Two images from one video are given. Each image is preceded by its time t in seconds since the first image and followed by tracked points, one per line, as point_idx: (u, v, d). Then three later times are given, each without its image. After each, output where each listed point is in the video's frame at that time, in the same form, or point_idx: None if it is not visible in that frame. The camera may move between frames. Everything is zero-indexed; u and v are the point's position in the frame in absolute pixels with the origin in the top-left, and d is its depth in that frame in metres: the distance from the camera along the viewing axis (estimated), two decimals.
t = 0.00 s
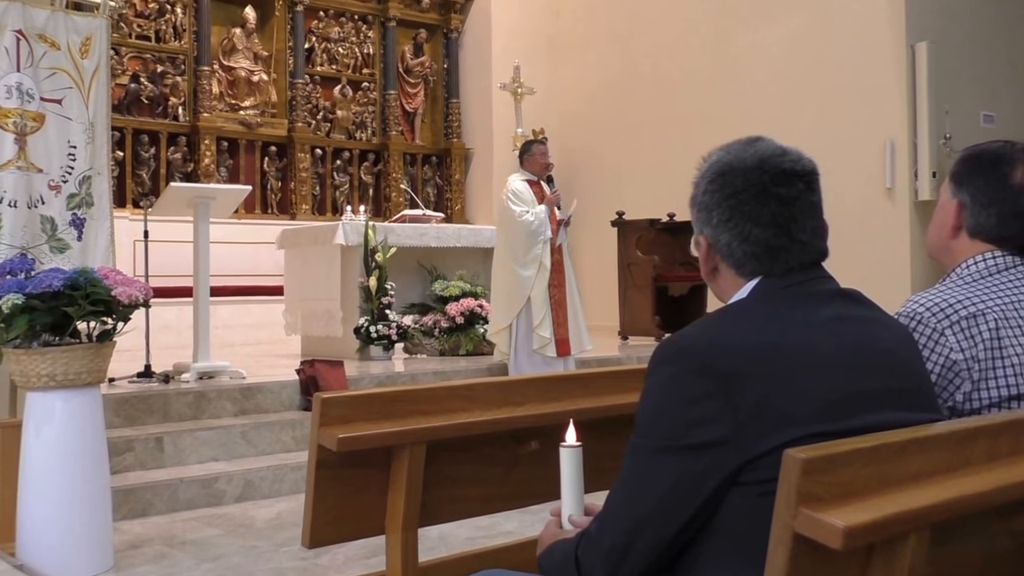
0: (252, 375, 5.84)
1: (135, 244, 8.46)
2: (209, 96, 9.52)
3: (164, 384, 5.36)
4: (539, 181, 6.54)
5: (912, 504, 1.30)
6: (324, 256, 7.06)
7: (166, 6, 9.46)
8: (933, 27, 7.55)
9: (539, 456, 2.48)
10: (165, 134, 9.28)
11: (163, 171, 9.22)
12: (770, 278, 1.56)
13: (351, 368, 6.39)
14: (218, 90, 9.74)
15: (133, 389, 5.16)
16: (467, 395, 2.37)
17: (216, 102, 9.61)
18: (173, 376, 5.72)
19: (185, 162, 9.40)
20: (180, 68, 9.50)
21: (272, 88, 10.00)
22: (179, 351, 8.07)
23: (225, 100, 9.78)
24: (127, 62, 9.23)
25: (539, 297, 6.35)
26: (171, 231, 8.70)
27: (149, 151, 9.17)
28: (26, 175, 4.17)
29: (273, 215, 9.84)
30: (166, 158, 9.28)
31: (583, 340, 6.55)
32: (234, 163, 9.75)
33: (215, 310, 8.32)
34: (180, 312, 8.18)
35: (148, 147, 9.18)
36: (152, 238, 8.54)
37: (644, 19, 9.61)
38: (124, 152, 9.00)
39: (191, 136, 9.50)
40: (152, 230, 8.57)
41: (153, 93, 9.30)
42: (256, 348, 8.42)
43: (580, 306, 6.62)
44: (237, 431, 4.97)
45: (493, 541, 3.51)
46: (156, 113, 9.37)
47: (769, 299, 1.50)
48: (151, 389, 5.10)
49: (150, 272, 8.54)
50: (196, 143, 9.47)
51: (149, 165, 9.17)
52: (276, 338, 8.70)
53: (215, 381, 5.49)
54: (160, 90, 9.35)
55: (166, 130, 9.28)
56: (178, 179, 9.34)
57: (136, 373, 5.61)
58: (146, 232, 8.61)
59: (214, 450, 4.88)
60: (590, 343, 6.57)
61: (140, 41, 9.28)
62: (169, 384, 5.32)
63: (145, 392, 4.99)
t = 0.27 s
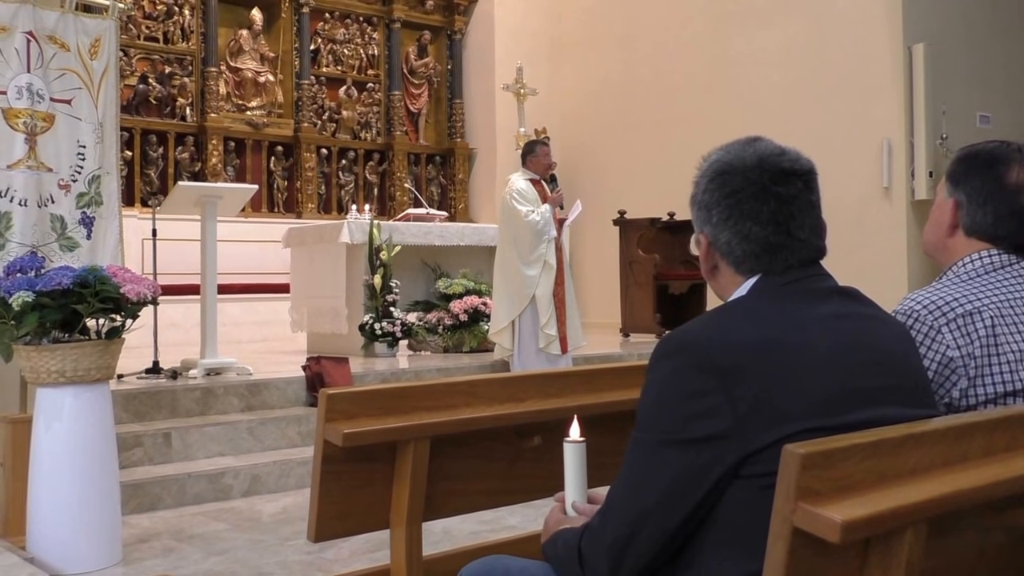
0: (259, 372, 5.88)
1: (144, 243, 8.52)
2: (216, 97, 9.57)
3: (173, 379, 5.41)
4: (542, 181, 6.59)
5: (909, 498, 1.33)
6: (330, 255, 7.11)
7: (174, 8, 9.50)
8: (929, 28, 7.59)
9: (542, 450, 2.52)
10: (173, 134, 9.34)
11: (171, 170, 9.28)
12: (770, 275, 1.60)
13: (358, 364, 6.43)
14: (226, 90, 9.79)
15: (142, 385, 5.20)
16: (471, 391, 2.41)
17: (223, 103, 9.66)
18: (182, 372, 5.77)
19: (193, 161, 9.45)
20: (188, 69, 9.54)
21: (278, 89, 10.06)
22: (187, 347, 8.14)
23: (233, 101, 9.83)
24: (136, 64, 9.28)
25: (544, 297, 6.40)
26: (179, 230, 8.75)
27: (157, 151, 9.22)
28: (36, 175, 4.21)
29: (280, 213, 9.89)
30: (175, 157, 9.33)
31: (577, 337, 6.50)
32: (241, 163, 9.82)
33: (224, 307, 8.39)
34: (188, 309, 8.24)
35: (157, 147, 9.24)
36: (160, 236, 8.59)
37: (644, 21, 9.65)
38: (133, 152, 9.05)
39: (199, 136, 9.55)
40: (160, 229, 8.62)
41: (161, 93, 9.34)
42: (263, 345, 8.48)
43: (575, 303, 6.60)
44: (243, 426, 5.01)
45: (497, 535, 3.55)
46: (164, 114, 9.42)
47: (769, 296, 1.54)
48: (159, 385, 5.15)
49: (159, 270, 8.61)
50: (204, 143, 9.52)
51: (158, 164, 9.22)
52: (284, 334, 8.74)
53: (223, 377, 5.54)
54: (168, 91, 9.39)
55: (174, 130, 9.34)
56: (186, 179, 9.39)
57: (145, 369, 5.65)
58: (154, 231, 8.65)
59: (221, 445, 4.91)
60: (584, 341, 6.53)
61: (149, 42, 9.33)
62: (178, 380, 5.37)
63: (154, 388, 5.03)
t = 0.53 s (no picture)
0: (264, 370, 5.90)
1: (149, 241, 8.54)
2: (221, 96, 9.60)
3: (178, 376, 5.43)
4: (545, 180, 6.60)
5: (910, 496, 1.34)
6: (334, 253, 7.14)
7: (180, 8, 9.54)
8: (930, 28, 7.60)
9: (545, 446, 2.53)
10: (178, 133, 9.36)
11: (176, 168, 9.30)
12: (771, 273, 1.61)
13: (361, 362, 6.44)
14: (231, 90, 9.82)
15: (148, 382, 5.22)
16: (475, 388, 2.42)
17: (228, 102, 9.70)
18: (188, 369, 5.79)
19: (199, 160, 9.47)
20: (193, 69, 9.59)
21: (283, 88, 10.09)
22: (192, 345, 8.17)
23: (238, 100, 9.86)
24: (141, 63, 9.31)
25: (546, 295, 6.43)
26: (184, 228, 8.76)
27: (162, 150, 9.24)
28: (42, 173, 4.22)
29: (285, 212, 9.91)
30: (180, 156, 9.36)
31: (578, 336, 6.64)
32: (245, 162, 9.84)
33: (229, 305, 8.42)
34: (193, 307, 8.27)
35: (162, 146, 9.26)
36: (165, 234, 8.60)
37: (645, 21, 9.66)
38: (139, 151, 9.08)
39: (204, 135, 9.57)
40: (165, 227, 8.64)
41: (166, 93, 9.37)
42: (268, 343, 8.52)
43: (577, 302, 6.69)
44: (249, 423, 5.03)
45: (500, 531, 3.56)
46: (169, 113, 9.45)
47: (770, 294, 1.55)
48: (165, 382, 5.16)
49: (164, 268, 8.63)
50: (209, 142, 9.54)
51: (163, 163, 9.24)
52: (286, 334, 8.77)
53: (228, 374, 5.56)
54: (173, 90, 9.42)
55: (179, 130, 9.36)
56: (192, 177, 9.41)
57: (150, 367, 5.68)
58: (160, 229, 8.66)
59: (226, 442, 4.93)
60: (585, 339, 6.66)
61: (154, 42, 9.37)
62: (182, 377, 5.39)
63: (160, 385, 5.05)
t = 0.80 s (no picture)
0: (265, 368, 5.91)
1: (151, 240, 8.55)
2: (223, 95, 9.61)
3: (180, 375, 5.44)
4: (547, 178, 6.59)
5: (909, 494, 1.35)
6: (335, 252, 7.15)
7: (181, 8, 9.56)
8: (929, 28, 7.61)
9: (546, 444, 2.54)
10: (179, 133, 9.36)
11: (178, 168, 9.32)
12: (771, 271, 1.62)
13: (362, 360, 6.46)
14: (232, 90, 9.83)
15: (149, 380, 5.24)
16: (476, 386, 2.43)
17: (229, 102, 9.71)
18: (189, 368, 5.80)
19: (201, 160, 9.49)
20: (194, 69, 9.61)
21: (284, 88, 10.09)
22: (194, 343, 8.19)
23: (239, 100, 9.86)
24: (143, 63, 9.32)
25: (545, 293, 6.45)
26: (186, 228, 8.77)
27: (164, 149, 9.26)
28: (44, 173, 4.23)
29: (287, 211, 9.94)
30: (182, 156, 9.38)
31: (580, 336, 6.62)
32: (247, 162, 9.86)
33: (231, 303, 8.45)
34: (194, 306, 8.30)
35: (164, 145, 9.28)
36: (167, 234, 8.62)
37: (645, 20, 9.67)
38: (141, 150, 9.09)
39: (206, 134, 9.58)
40: (167, 226, 8.65)
41: (168, 92, 9.38)
42: (269, 341, 8.55)
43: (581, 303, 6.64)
44: (251, 422, 5.04)
45: (501, 529, 3.57)
46: (171, 113, 9.45)
47: (770, 292, 1.56)
48: (167, 380, 5.18)
49: (166, 267, 8.65)
50: (210, 142, 9.55)
51: (165, 163, 9.26)
52: (287, 332, 8.79)
53: (230, 373, 5.57)
54: (174, 90, 9.43)
55: (181, 129, 9.37)
56: (193, 177, 9.43)
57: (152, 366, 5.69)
58: (161, 228, 8.68)
59: (228, 440, 4.94)
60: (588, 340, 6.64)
61: (156, 41, 9.38)
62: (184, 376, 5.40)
63: (162, 384, 5.06)
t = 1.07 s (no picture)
0: (264, 367, 5.91)
1: (151, 239, 8.56)
2: (222, 95, 9.61)
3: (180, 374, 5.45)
4: (547, 177, 6.58)
5: (907, 492, 1.35)
6: (335, 251, 7.17)
7: (181, 7, 9.57)
8: (928, 28, 7.61)
9: (546, 444, 2.55)
10: (178, 133, 9.37)
11: (178, 167, 9.33)
12: (770, 270, 1.63)
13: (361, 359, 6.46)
14: (232, 89, 9.82)
15: (149, 379, 5.24)
16: (475, 385, 2.44)
17: (229, 101, 9.71)
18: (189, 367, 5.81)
19: (200, 159, 9.50)
20: (194, 68, 9.61)
21: (284, 88, 10.08)
22: (195, 343, 8.20)
23: (239, 100, 9.85)
24: (143, 62, 9.32)
25: (542, 291, 6.44)
26: (186, 227, 8.78)
27: (164, 149, 9.26)
28: (44, 172, 4.24)
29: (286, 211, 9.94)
30: (181, 155, 9.38)
31: (582, 335, 6.64)
32: (246, 161, 9.86)
33: (231, 303, 8.49)
34: (195, 305, 8.31)
35: (164, 145, 9.28)
36: (167, 233, 8.62)
37: (644, 19, 9.67)
38: (141, 150, 9.10)
39: (206, 134, 9.59)
40: (167, 225, 8.66)
41: (168, 92, 9.38)
42: (269, 340, 8.56)
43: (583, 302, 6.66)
44: (250, 421, 5.05)
45: (499, 528, 3.58)
46: (171, 112, 9.45)
47: (769, 291, 1.57)
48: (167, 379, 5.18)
49: (166, 266, 8.65)
50: (210, 141, 9.56)
51: (165, 162, 9.27)
52: (287, 331, 8.80)
53: (230, 371, 5.57)
54: (174, 89, 9.43)
55: (181, 129, 9.38)
56: (193, 176, 9.44)
57: (152, 365, 5.70)
58: (161, 227, 8.68)
59: (228, 439, 4.94)
60: (590, 339, 6.66)
61: (156, 41, 9.38)
62: (184, 375, 5.41)
63: (162, 383, 5.07)
